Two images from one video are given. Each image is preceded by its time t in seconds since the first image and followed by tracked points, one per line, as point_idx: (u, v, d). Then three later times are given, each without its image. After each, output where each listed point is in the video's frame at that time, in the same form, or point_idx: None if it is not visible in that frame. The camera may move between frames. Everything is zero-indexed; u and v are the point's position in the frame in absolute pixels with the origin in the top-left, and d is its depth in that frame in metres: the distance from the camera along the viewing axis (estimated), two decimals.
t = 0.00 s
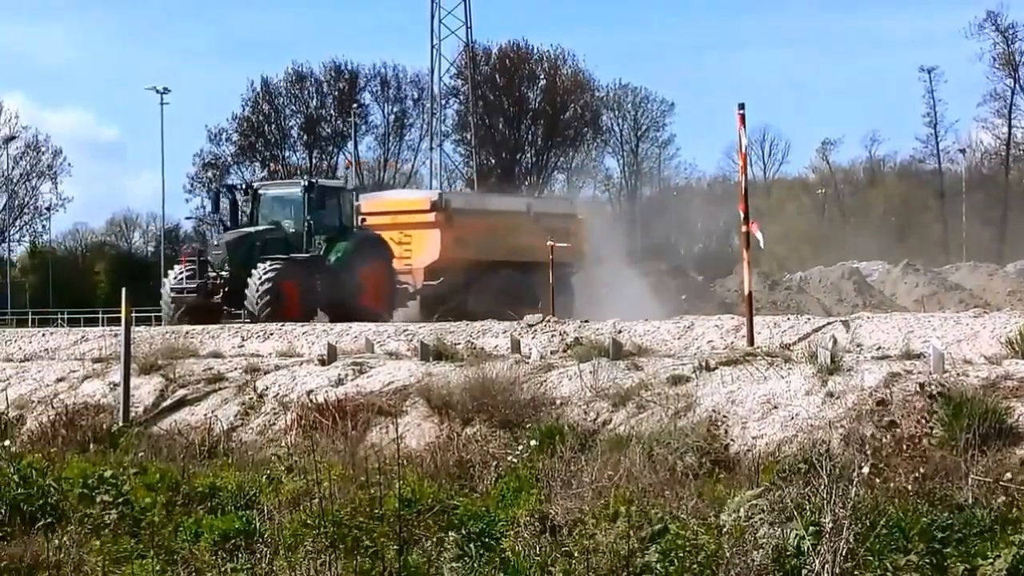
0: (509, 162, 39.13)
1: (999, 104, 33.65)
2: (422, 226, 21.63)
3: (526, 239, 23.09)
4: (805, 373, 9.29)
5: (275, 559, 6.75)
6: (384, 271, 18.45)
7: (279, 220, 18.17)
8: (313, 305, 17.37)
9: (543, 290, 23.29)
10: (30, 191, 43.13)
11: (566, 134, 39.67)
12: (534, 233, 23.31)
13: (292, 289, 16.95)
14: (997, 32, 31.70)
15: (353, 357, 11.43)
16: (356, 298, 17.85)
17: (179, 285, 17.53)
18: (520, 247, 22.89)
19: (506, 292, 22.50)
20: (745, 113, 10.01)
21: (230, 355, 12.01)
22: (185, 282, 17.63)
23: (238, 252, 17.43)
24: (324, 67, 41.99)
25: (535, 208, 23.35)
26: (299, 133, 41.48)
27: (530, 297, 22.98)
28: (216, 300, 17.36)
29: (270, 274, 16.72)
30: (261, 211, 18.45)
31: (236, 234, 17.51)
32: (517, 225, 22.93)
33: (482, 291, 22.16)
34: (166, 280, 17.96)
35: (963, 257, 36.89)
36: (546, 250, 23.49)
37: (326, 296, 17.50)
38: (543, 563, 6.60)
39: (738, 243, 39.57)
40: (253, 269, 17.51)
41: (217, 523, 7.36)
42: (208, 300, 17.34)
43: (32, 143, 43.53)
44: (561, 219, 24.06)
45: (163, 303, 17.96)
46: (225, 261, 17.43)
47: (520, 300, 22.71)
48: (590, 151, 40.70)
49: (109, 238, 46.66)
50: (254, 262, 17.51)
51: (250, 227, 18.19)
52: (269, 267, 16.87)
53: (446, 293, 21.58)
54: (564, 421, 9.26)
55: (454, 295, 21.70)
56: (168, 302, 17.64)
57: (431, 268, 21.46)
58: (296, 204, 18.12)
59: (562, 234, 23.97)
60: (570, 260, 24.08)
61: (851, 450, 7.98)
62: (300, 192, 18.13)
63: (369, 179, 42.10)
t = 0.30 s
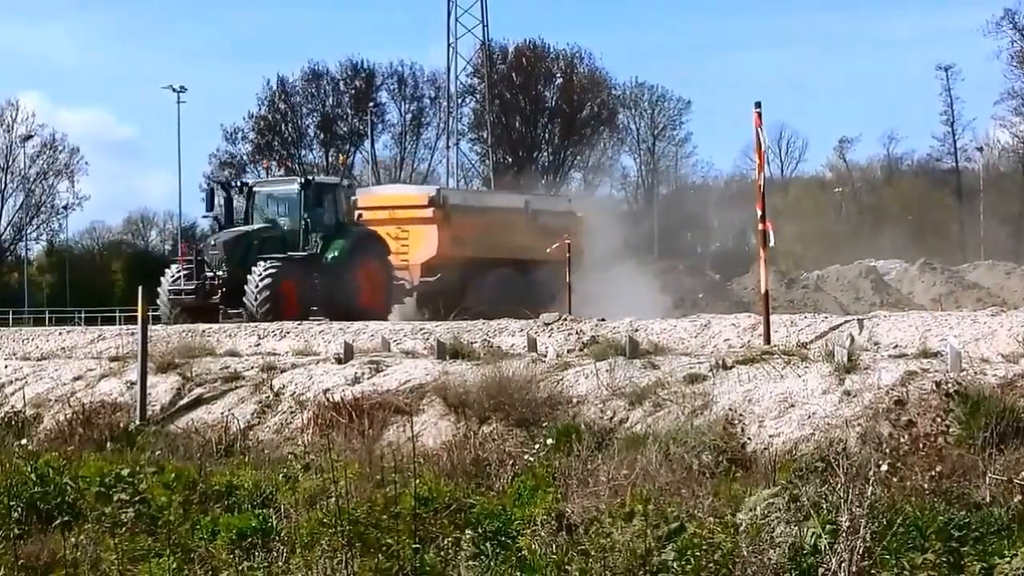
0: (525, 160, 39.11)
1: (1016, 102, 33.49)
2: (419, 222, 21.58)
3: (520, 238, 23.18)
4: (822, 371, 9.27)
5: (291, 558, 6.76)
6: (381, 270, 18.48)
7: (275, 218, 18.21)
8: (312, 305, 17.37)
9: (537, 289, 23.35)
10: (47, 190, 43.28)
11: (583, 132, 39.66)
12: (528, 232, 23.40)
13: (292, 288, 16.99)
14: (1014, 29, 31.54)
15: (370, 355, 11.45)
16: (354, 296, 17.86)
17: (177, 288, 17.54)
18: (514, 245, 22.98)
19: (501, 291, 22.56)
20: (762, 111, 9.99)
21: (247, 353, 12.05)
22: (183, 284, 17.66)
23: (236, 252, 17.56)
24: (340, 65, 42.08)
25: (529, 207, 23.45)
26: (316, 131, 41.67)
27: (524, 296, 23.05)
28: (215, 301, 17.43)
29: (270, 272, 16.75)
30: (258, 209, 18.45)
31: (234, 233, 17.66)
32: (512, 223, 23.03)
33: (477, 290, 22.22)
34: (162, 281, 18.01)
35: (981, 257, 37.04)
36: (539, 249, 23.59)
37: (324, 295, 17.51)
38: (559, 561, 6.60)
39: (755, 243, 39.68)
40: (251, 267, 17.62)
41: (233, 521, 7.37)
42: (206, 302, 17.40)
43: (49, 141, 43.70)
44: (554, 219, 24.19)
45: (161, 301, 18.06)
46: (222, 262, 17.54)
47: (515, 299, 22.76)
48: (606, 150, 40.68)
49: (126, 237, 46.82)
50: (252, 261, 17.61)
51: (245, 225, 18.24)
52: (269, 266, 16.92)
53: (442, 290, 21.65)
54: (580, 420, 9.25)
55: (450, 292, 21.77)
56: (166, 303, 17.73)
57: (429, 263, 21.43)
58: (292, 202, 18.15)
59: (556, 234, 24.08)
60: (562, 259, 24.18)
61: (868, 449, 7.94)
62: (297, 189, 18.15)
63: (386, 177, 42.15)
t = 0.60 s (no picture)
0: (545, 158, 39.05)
1: None
2: (417, 221, 21.66)
3: (517, 237, 22.99)
4: (842, 369, 9.22)
5: (311, 556, 6.75)
6: (380, 271, 18.61)
7: (275, 215, 18.22)
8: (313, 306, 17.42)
9: (538, 288, 23.00)
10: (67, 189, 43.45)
11: (602, 130, 39.69)
12: (526, 231, 23.22)
13: (292, 288, 17.07)
14: None
15: (390, 353, 11.45)
16: (353, 298, 17.97)
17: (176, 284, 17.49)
18: (512, 244, 22.81)
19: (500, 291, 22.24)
20: (782, 109, 9.94)
21: (267, 352, 12.07)
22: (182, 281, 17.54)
23: (234, 253, 17.48)
24: (360, 63, 42.14)
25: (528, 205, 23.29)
26: (336, 129, 41.75)
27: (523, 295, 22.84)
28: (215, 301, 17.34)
29: (271, 271, 16.80)
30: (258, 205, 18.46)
31: (234, 233, 17.55)
32: (511, 222, 22.87)
33: (476, 289, 22.04)
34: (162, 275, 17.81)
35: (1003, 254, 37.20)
36: (537, 248, 23.41)
37: (325, 295, 17.58)
38: (579, 558, 6.57)
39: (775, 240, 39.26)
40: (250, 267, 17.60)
41: (254, 519, 7.39)
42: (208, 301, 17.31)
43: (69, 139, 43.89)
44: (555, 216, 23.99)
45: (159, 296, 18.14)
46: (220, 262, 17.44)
47: (514, 299, 22.47)
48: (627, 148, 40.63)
49: (146, 235, 46.96)
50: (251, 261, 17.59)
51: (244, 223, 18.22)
52: (270, 264, 16.96)
53: (439, 289, 21.64)
54: (600, 418, 9.24)
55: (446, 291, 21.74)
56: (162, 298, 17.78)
57: (427, 262, 21.48)
58: (293, 200, 18.13)
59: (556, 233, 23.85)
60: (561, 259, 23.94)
61: (888, 447, 7.90)
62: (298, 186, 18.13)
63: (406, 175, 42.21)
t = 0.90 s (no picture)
0: (566, 155, 39.09)
1: None
2: (416, 220, 21.56)
3: (517, 235, 23.18)
4: (862, 367, 9.19)
5: (332, 553, 6.76)
6: (383, 267, 18.56)
7: (276, 214, 18.32)
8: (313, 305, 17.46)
9: (535, 287, 23.32)
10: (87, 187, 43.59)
11: (622, 126, 39.74)
12: (526, 229, 23.40)
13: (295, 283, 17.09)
14: None
15: (410, 350, 11.46)
16: (355, 295, 17.92)
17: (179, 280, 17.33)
18: (510, 242, 22.94)
19: (500, 289, 22.40)
20: (802, 105, 9.89)
21: (288, 349, 12.10)
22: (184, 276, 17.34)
23: (238, 249, 17.46)
24: (380, 60, 42.12)
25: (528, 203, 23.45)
26: (356, 126, 41.77)
27: (520, 293, 22.95)
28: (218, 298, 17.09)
29: (275, 266, 16.81)
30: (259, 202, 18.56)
31: (237, 228, 17.50)
32: (512, 219, 22.98)
33: (476, 288, 22.00)
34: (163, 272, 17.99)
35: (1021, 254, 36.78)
36: (535, 246, 23.61)
37: (324, 294, 17.61)
38: (599, 555, 6.56)
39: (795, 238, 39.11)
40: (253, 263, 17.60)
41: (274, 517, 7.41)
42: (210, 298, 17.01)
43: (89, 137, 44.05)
44: (553, 213, 24.15)
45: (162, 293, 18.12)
46: (223, 258, 17.38)
47: (514, 297, 22.68)
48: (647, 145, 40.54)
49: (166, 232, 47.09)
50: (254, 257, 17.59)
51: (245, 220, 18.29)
52: (274, 260, 17.00)
53: (442, 288, 21.50)
54: (620, 415, 9.23)
55: (449, 290, 21.60)
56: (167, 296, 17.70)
57: (426, 261, 21.37)
58: (296, 197, 18.28)
59: (554, 231, 24.09)
60: (558, 257, 24.23)
61: (908, 445, 7.86)
62: (301, 183, 18.29)
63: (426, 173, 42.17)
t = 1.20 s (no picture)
0: (585, 150, 39.59)
1: None
2: (414, 215, 21.48)
3: (517, 230, 23.10)
4: (883, 363, 9.14)
5: (352, 550, 6.77)
6: (381, 261, 18.58)
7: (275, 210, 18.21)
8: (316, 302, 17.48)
9: (534, 281, 23.31)
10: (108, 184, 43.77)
11: (642, 123, 40.24)
12: (524, 223, 23.33)
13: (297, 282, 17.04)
14: None
15: (431, 347, 11.47)
16: (355, 289, 17.94)
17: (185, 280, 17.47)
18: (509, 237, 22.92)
19: (497, 283, 22.44)
20: (823, 101, 9.85)
21: (309, 346, 12.13)
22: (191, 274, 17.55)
23: (238, 246, 17.33)
24: (400, 57, 42.14)
25: (526, 196, 23.35)
26: (376, 123, 42.02)
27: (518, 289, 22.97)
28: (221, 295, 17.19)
29: (277, 265, 16.76)
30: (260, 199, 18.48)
31: (237, 224, 17.40)
32: (510, 214, 22.91)
33: (474, 282, 22.02)
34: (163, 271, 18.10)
35: None
36: (535, 240, 23.53)
37: (325, 291, 17.57)
38: (621, 552, 6.57)
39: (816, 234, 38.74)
40: (254, 259, 17.52)
41: (294, 514, 7.42)
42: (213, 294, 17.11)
43: (110, 135, 44.25)
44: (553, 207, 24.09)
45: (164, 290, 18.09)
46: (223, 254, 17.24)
47: (512, 291, 22.72)
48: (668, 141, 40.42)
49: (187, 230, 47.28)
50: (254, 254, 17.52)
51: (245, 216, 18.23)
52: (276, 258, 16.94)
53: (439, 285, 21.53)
54: (641, 412, 9.21)
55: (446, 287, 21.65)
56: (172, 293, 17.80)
57: (424, 258, 21.37)
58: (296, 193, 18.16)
59: (554, 224, 23.99)
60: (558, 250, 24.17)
61: (930, 441, 7.82)
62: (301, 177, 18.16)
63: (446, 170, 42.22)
